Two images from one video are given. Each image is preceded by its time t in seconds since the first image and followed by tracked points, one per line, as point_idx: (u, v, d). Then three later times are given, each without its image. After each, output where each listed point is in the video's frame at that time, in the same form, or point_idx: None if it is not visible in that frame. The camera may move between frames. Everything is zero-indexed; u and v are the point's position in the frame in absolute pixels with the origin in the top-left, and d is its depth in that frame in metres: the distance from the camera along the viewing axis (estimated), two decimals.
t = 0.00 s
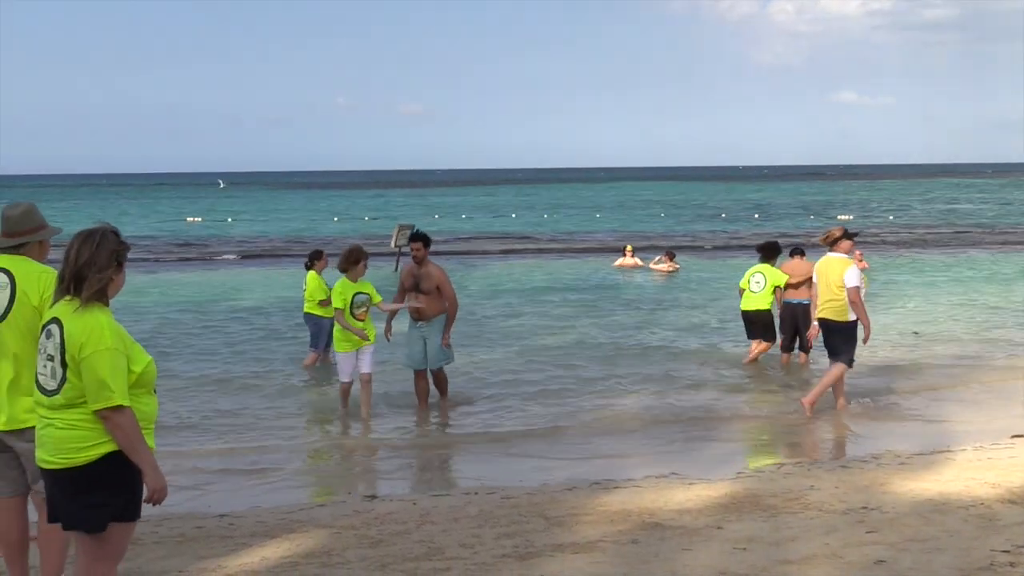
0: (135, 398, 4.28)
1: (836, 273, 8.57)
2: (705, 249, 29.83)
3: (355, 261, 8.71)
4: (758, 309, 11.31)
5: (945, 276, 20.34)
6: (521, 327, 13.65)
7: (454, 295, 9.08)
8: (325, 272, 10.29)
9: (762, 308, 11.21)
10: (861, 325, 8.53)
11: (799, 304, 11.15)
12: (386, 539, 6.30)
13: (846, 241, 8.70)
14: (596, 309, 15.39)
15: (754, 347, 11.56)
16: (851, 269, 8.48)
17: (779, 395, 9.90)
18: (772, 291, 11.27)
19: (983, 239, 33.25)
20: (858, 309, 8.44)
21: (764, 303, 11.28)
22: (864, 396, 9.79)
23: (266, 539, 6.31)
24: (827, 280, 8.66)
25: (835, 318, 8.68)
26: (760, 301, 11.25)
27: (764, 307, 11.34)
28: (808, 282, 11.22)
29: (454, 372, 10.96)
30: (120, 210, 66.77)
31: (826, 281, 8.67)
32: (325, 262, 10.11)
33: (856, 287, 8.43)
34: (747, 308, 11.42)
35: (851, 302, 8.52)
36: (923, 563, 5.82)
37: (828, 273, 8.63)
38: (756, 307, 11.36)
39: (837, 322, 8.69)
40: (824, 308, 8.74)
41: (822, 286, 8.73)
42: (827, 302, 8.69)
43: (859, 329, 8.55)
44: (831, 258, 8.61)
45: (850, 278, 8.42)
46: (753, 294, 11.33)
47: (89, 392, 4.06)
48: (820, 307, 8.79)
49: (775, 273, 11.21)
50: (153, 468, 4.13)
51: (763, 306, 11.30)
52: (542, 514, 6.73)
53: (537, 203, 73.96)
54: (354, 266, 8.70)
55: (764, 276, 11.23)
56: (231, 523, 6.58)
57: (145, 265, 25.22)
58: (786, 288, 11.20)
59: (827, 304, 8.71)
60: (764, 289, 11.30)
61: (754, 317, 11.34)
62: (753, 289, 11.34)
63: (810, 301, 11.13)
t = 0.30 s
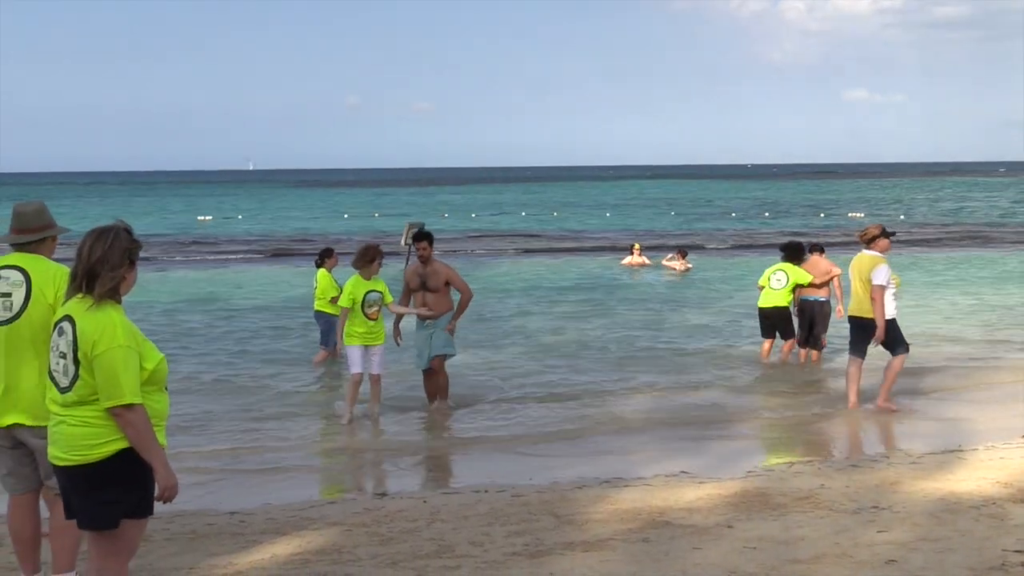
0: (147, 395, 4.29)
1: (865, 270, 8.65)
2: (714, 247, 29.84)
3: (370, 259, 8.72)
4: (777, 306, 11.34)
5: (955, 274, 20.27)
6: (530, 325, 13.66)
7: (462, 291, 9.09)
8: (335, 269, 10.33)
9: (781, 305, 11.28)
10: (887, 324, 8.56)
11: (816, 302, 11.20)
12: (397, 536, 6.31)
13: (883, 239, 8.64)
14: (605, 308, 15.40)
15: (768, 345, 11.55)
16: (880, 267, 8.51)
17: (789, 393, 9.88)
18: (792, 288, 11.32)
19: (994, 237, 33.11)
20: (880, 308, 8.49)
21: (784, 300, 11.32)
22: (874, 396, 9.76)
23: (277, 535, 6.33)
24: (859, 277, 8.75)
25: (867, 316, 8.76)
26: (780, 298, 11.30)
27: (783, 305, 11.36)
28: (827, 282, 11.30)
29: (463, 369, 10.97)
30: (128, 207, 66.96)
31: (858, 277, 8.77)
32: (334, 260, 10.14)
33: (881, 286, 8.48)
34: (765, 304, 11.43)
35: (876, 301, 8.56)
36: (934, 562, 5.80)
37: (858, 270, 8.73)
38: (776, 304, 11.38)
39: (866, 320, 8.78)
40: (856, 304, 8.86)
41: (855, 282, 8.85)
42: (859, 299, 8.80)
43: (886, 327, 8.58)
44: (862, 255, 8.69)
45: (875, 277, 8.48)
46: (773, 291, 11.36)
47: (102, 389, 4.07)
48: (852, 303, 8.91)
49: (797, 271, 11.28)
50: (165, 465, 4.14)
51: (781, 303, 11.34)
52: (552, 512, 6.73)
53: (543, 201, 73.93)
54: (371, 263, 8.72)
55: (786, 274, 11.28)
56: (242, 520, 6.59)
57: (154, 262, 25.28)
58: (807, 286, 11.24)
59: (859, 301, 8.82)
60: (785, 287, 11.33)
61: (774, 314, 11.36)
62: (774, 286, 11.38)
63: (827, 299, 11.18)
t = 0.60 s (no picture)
0: (161, 393, 4.30)
1: (914, 272, 8.58)
2: (723, 246, 29.80)
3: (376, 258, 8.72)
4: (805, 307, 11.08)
5: (966, 274, 20.19)
6: (539, 325, 13.67)
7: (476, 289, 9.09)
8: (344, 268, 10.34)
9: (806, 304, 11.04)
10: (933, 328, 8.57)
11: (832, 301, 11.23)
12: (408, 535, 6.32)
13: (931, 241, 8.54)
14: (614, 307, 15.39)
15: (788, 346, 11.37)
16: (929, 271, 8.48)
17: (800, 393, 9.85)
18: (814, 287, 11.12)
19: (1005, 237, 32.91)
20: (931, 311, 8.48)
21: (810, 299, 11.10)
22: (886, 396, 9.72)
23: (289, 534, 6.34)
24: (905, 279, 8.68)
25: (910, 318, 8.71)
26: (805, 298, 11.06)
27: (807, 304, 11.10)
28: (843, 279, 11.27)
29: (472, 368, 10.98)
30: (137, 207, 67.20)
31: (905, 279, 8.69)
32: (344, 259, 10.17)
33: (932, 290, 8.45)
34: (790, 306, 11.16)
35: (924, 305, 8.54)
36: (948, 563, 5.77)
37: (905, 272, 8.66)
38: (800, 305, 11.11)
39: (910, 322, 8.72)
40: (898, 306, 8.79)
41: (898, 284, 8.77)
42: (903, 301, 8.73)
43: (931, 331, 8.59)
44: (910, 257, 8.62)
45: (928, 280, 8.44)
46: (795, 291, 11.10)
47: (116, 387, 4.08)
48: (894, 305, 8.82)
49: (815, 267, 11.12)
50: (179, 463, 4.15)
51: (805, 302, 11.10)
52: (563, 511, 6.73)
53: (551, 200, 73.90)
54: (375, 263, 8.71)
55: (808, 273, 11.08)
56: (254, 518, 6.61)
57: (164, 262, 25.36)
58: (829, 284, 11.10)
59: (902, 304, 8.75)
60: (807, 286, 11.10)
61: (803, 315, 11.08)
62: (796, 285, 11.13)
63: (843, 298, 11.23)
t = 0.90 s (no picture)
0: (181, 394, 4.30)
1: (965, 268, 8.59)
2: (736, 246, 29.70)
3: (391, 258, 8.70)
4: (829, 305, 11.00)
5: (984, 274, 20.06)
6: (554, 325, 13.66)
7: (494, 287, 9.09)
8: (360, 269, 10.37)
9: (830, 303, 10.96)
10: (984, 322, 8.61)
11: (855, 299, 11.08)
12: (425, 535, 6.32)
13: (978, 237, 8.65)
14: (629, 307, 15.37)
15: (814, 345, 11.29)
16: (981, 265, 8.52)
17: (818, 392, 9.80)
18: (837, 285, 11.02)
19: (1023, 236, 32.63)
20: (985, 306, 8.50)
21: (833, 296, 11.01)
22: (905, 395, 9.65)
23: (307, 533, 6.35)
24: (954, 275, 8.67)
25: (957, 314, 8.72)
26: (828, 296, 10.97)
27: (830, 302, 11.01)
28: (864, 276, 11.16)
29: (487, 369, 10.98)
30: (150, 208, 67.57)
31: (954, 275, 8.68)
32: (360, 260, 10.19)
33: (985, 284, 8.48)
34: (813, 305, 11.07)
35: (976, 300, 8.56)
36: (969, 564, 5.73)
37: (955, 268, 8.66)
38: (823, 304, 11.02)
39: (959, 318, 8.71)
40: (946, 302, 8.77)
41: (945, 280, 8.75)
42: (952, 297, 8.71)
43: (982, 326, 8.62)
44: (960, 253, 8.63)
45: (981, 275, 8.46)
46: (818, 290, 11.00)
47: (137, 387, 4.08)
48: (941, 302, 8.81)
49: (836, 264, 11.01)
50: (199, 463, 4.15)
51: (829, 300, 11.01)
52: (580, 511, 6.72)
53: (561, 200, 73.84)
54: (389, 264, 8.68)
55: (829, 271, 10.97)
56: (271, 517, 6.61)
57: (179, 262, 25.47)
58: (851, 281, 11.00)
59: (949, 300, 8.73)
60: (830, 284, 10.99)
61: (827, 313, 11.01)
62: (817, 283, 11.02)
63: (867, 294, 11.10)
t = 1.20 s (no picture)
0: (202, 392, 4.31)
1: (1007, 271, 8.56)
2: (750, 245, 29.62)
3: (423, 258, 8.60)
4: (847, 305, 10.96)
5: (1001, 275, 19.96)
6: (569, 324, 13.66)
7: (505, 287, 9.10)
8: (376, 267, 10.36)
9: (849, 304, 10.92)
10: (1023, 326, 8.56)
11: (876, 299, 11.09)
12: (443, 534, 6.33)
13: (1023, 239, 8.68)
14: (643, 307, 15.35)
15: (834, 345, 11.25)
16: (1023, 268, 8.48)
17: (836, 393, 9.75)
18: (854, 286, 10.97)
19: None
20: None
21: (852, 298, 10.97)
22: (924, 396, 9.59)
23: (326, 531, 6.38)
24: (996, 277, 8.63)
25: (997, 316, 8.67)
26: (847, 299, 10.92)
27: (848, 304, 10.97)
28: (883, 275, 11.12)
29: (503, 368, 10.98)
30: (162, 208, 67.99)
31: (996, 278, 8.64)
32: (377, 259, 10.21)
33: None
34: (832, 307, 11.02)
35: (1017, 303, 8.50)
36: (991, 565, 5.69)
37: (998, 270, 8.61)
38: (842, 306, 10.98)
39: (999, 321, 8.66)
40: (987, 304, 8.74)
41: (988, 283, 8.71)
42: (992, 299, 8.67)
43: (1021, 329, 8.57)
44: (1003, 255, 8.60)
45: None
46: (835, 292, 10.94)
47: (159, 386, 4.09)
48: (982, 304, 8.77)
49: (853, 265, 10.92)
50: (221, 462, 4.16)
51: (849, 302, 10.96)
52: (598, 511, 6.71)
53: (573, 200, 73.79)
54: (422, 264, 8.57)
55: (846, 273, 10.91)
56: (290, 516, 6.63)
57: (197, 261, 25.62)
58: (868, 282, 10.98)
59: (991, 302, 8.69)
60: (847, 286, 10.94)
61: (847, 314, 10.95)
62: (834, 285, 10.97)
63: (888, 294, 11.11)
